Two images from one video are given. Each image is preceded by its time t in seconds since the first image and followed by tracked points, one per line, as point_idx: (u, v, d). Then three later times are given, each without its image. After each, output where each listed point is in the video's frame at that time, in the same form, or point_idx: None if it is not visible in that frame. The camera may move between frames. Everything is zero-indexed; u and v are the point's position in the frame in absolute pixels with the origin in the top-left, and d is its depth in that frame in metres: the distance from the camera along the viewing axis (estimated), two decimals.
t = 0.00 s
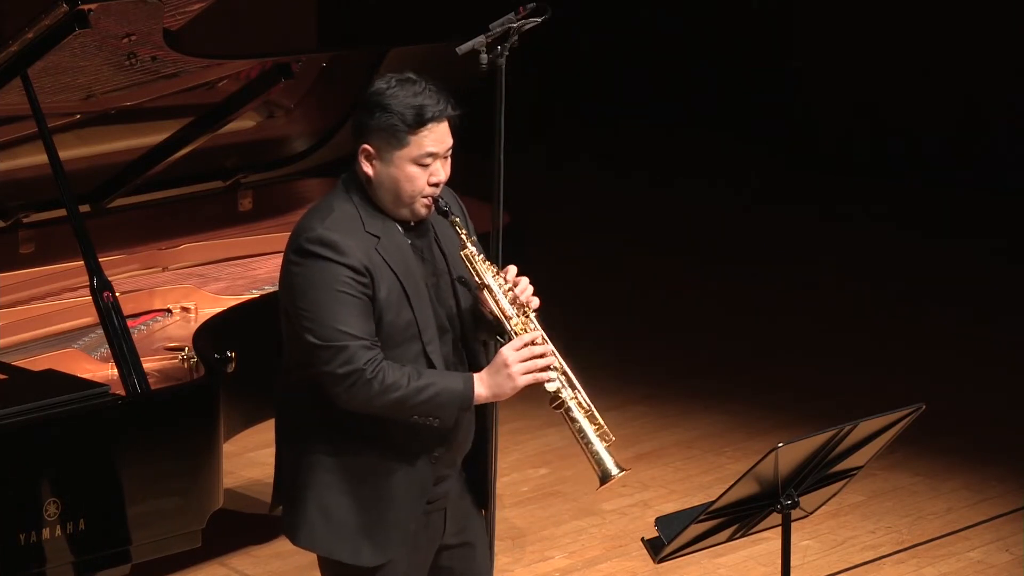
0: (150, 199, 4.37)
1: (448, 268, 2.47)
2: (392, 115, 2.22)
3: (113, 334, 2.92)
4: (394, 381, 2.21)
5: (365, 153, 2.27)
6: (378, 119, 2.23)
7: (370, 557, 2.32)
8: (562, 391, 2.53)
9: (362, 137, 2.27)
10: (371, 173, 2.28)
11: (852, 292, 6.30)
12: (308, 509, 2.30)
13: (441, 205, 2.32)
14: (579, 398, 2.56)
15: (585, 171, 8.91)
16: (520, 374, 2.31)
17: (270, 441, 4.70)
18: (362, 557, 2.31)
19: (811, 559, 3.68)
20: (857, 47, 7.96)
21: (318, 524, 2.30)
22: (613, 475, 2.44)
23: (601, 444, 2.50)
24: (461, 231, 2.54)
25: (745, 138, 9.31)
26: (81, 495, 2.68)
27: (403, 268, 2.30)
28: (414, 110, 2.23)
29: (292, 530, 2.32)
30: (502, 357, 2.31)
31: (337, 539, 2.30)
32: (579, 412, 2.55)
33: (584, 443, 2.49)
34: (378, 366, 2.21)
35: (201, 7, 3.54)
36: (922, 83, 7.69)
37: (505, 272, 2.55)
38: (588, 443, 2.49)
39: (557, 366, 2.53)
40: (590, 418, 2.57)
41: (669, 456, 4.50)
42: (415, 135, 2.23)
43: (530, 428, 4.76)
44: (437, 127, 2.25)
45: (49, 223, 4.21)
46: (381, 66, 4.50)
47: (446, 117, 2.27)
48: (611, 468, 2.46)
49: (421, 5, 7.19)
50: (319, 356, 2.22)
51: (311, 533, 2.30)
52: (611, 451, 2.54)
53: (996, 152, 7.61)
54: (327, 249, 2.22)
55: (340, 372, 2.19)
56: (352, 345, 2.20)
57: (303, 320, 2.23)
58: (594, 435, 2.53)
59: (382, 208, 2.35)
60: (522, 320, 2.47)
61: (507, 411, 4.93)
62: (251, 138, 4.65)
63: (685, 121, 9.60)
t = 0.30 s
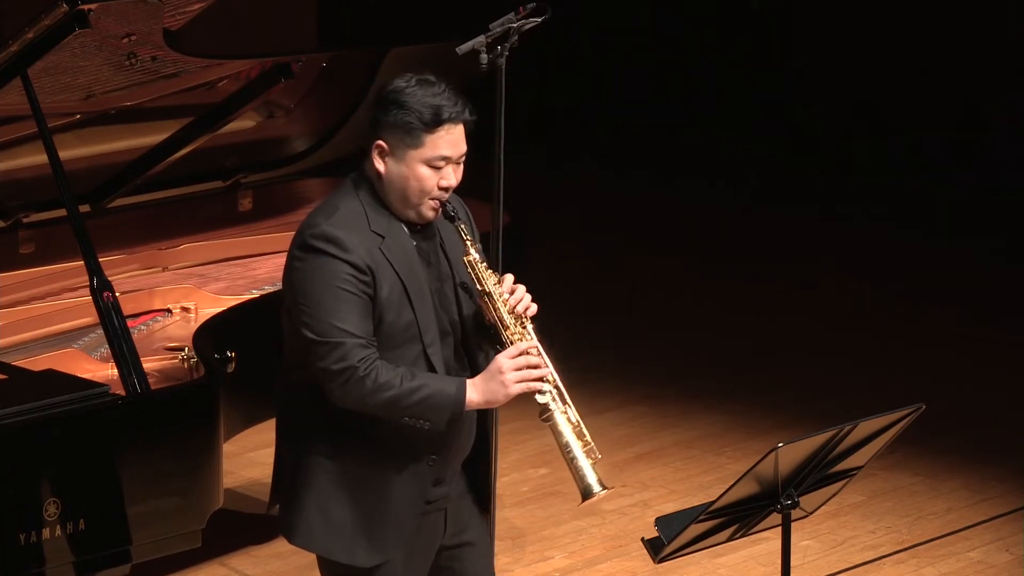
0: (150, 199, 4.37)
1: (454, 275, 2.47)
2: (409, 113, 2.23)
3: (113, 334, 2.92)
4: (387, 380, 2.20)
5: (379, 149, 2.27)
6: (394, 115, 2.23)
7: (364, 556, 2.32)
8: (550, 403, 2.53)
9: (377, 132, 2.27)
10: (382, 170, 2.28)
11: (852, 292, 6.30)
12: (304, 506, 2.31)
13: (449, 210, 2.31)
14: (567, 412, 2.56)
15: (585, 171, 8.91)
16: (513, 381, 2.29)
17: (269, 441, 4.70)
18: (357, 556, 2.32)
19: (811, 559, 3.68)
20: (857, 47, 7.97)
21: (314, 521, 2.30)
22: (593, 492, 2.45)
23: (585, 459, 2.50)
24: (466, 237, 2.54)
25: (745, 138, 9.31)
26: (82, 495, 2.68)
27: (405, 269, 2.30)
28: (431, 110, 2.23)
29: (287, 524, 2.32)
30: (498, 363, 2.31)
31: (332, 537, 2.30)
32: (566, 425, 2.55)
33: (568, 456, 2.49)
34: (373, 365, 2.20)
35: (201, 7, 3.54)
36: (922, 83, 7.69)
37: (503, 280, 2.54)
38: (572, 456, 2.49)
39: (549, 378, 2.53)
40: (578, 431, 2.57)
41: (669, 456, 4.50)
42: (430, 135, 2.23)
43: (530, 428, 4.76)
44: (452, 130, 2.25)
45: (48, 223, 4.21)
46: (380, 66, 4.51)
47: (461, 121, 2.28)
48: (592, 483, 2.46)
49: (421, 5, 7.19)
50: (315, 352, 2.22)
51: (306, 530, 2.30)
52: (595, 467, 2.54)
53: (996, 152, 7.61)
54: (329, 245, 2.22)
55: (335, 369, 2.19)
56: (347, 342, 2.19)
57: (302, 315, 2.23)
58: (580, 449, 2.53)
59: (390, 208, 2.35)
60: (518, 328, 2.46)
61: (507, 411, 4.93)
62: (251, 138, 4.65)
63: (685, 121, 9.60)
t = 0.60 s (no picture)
0: (150, 199, 4.36)
1: (466, 280, 2.45)
2: (424, 117, 2.22)
3: (113, 334, 2.92)
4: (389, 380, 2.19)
5: (393, 151, 2.26)
6: (409, 118, 2.23)
7: (365, 555, 2.32)
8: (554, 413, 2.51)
9: (392, 134, 2.26)
10: (396, 172, 2.28)
11: (852, 292, 6.30)
12: (308, 503, 2.31)
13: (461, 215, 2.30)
14: (569, 422, 2.55)
15: (585, 171, 8.91)
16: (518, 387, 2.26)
17: (269, 441, 4.70)
18: (359, 555, 2.32)
19: (811, 559, 3.68)
20: (857, 48, 7.97)
21: (317, 518, 2.31)
22: (592, 502, 2.43)
23: (586, 471, 2.48)
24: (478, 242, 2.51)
25: (745, 138, 9.31)
26: (82, 495, 2.68)
27: (416, 270, 2.29)
28: (446, 115, 2.22)
29: (290, 518, 2.33)
30: (504, 370, 2.28)
31: (334, 535, 2.31)
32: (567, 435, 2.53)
33: (568, 467, 2.48)
34: (376, 365, 2.19)
35: (201, 7, 3.54)
36: (923, 82, 7.69)
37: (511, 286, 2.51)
38: (572, 468, 2.48)
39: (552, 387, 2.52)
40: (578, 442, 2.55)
41: (669, 456, 4.50)
42: (445, 140, 2.22)
43: (530, 428, 4.76)
44: (467, 136, 2.24)
45: (48, 223, 4.20)
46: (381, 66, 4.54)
47: (477, 127, 2.26)
48: (591, 495, 2.44)
49: (421, 5, 7.19)
50: (320, 349, 2.22)
51: (309, 527, 2.31)
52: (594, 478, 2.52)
53: (996, 152, 7.61)
54: (339, 242, 2.22)
55: (338, 366, 2.19)
56: (351, 341, 2.19)
57: (309, 311, 2.23)
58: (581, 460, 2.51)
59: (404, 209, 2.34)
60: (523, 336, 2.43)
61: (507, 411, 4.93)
62: (251, 138, 4.66)
63: (684, 121, 9.60)
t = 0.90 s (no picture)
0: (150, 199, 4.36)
1: (496, 274, 2.38)
2: (448, 112, 2.17)
3: (113, 334, 2.92)
4: (416, 371, 2.15)
5: (419, 146, 2.22)
6: (435, 114, 2.18)
7: (394, 546, 2.28)
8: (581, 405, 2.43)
9: (418, 128, 2.23)
10: (423, 166, 2.24)
11: (853, 291, 6.30)
12: (336, 496, 2.27)
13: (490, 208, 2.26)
14: (597, 414, 2.46)
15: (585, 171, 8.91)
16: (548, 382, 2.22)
17: (270, 441, 4.70)
18: (387, 548, 2.28)
19: (811, 559, 3.68)
20: (857, 48, 7.96)
21: (345, 511, 2.26)
22: (620, 494, 2.34)
23: (614, 463, 2.40)
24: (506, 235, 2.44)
25: (745, 138, 9.32)
26: (82, 495, 2.68)
27: (444, 262, 2.26)
28: (470, 110, 2.17)
29: (318, 512, 2.29)
30: (533, 361, 2.22)
31: (362, 528, 2.26)
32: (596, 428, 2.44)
33: (596, 459, 2.39)
34: (402, 357, 2.15)
35: (201, 7, 3.53)
36: (923, 83, 7.68)
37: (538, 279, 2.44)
38: (600, 460, 2.39)
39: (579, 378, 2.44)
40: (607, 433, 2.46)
41: (669, 456, 4.50)
42: (469, 135, 2.17)
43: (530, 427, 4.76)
44: (492, 130, 2.19)
45: (48, 223, 4.19)
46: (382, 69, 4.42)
47: (503, 121, 2.21)
48: (620, 487, 2.35)
49: (421, 5, 7.20)
50: (347, 343, 2.19)
51: (337, 520, 2.26)
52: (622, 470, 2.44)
53: (996, 152, 7.61)
54: (366, 236, 2.19)
55: (364, 360, 2.15)
56: (378, 334, 2.15)
57: (337, 306, 2.20)
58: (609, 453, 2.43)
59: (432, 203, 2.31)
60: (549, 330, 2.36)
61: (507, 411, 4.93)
62: (251, 138, 4.66)
63: (685, 121, 9.61)
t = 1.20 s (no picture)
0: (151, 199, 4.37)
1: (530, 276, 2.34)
2: (490, 112, 2.14)
3: (113, 334, 2.92)
4: (442, 369, 2.13)
5: (460, 144, 2.19)
6: (477, 113, 2.15)
7: (418, 540, 2.24)
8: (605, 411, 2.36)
9: (459, 126, 2.20)
10: (462, 164, 2.21)
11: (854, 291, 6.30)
12: (363, 489, 2.25)
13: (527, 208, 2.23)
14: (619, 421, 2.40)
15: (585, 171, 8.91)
16: (569, 388, 2.15)
17: (269, 441, 4.70)
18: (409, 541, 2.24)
19: (811, 559, 3.68)
20: (857, 48, 7.96)
21: (371, 504, 2.24)
22: (638, 502, 2.28)
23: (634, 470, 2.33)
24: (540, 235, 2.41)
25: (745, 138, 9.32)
26: (83, 494, 2.68)
27: (478, 261, 2.23)
28: (512, 111, 2.14)
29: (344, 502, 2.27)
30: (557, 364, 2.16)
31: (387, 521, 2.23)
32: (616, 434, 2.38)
33: (616, 465, 2.32)
34: (429, 355, 2.13)
35: (202, 7, 3.51)
36: (924, 83, 7.69)
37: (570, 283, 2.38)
38: (620, 466, 2.32)
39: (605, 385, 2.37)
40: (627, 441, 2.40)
41: (669, 456, 4.50)
42: (510, 137, 2.14)
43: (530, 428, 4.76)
44: (534, 132, 2.15)
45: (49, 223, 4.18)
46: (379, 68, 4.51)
47: (546, 124, 2.17)
48: (637, 495, 2.29)
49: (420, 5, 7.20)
50: (377, 338, 2.17)
51: (363, 511, 2.24)
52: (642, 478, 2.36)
53: (997, 152, 7.61)
54: (399, 232, 2.17)
55: (391, 357, 2.13)
56: (406, 331, 2.13)
57: (368, 301, 2.18)
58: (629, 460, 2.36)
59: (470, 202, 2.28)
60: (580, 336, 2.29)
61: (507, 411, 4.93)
62: (252, 138, 4.66)
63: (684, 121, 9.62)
